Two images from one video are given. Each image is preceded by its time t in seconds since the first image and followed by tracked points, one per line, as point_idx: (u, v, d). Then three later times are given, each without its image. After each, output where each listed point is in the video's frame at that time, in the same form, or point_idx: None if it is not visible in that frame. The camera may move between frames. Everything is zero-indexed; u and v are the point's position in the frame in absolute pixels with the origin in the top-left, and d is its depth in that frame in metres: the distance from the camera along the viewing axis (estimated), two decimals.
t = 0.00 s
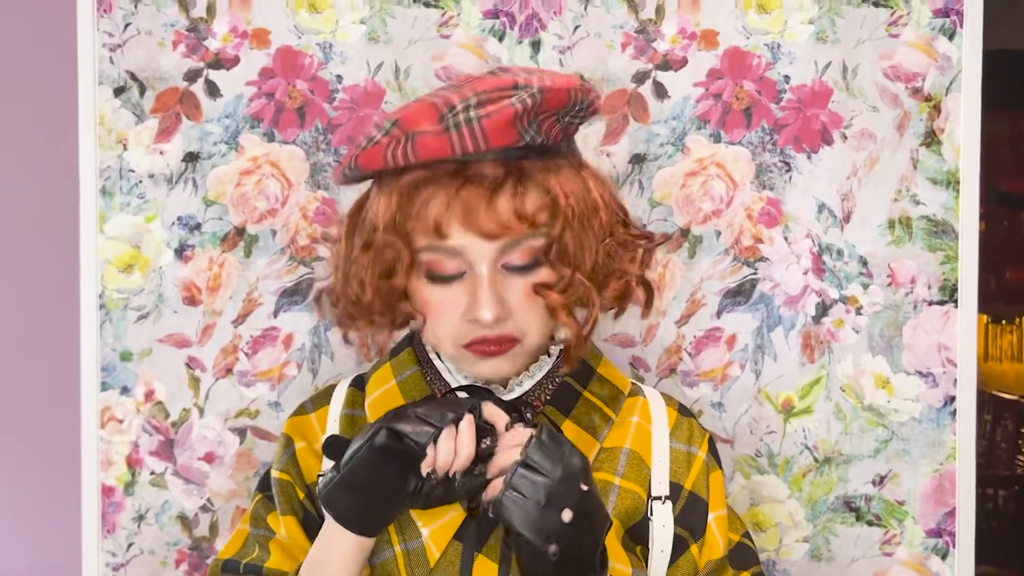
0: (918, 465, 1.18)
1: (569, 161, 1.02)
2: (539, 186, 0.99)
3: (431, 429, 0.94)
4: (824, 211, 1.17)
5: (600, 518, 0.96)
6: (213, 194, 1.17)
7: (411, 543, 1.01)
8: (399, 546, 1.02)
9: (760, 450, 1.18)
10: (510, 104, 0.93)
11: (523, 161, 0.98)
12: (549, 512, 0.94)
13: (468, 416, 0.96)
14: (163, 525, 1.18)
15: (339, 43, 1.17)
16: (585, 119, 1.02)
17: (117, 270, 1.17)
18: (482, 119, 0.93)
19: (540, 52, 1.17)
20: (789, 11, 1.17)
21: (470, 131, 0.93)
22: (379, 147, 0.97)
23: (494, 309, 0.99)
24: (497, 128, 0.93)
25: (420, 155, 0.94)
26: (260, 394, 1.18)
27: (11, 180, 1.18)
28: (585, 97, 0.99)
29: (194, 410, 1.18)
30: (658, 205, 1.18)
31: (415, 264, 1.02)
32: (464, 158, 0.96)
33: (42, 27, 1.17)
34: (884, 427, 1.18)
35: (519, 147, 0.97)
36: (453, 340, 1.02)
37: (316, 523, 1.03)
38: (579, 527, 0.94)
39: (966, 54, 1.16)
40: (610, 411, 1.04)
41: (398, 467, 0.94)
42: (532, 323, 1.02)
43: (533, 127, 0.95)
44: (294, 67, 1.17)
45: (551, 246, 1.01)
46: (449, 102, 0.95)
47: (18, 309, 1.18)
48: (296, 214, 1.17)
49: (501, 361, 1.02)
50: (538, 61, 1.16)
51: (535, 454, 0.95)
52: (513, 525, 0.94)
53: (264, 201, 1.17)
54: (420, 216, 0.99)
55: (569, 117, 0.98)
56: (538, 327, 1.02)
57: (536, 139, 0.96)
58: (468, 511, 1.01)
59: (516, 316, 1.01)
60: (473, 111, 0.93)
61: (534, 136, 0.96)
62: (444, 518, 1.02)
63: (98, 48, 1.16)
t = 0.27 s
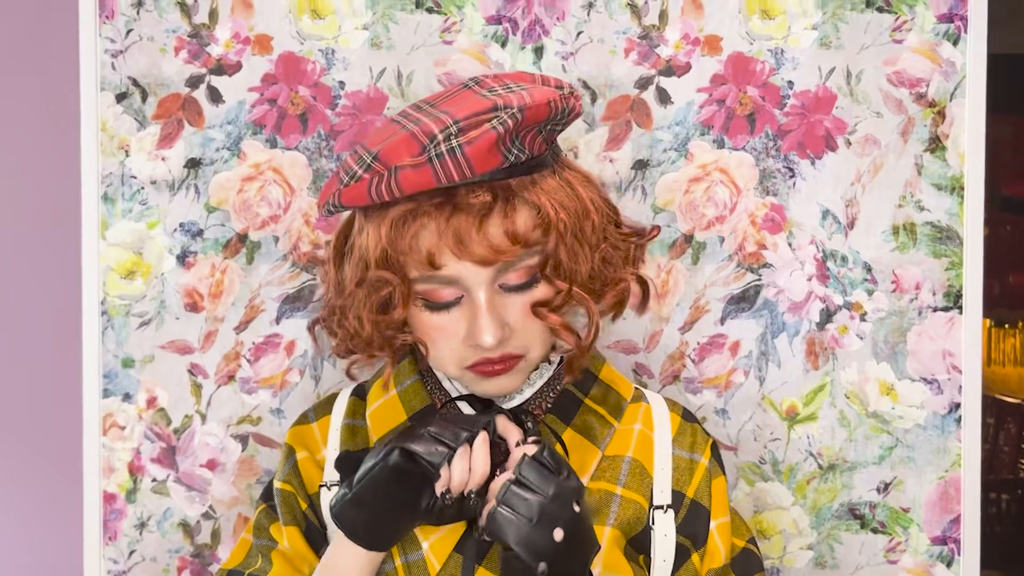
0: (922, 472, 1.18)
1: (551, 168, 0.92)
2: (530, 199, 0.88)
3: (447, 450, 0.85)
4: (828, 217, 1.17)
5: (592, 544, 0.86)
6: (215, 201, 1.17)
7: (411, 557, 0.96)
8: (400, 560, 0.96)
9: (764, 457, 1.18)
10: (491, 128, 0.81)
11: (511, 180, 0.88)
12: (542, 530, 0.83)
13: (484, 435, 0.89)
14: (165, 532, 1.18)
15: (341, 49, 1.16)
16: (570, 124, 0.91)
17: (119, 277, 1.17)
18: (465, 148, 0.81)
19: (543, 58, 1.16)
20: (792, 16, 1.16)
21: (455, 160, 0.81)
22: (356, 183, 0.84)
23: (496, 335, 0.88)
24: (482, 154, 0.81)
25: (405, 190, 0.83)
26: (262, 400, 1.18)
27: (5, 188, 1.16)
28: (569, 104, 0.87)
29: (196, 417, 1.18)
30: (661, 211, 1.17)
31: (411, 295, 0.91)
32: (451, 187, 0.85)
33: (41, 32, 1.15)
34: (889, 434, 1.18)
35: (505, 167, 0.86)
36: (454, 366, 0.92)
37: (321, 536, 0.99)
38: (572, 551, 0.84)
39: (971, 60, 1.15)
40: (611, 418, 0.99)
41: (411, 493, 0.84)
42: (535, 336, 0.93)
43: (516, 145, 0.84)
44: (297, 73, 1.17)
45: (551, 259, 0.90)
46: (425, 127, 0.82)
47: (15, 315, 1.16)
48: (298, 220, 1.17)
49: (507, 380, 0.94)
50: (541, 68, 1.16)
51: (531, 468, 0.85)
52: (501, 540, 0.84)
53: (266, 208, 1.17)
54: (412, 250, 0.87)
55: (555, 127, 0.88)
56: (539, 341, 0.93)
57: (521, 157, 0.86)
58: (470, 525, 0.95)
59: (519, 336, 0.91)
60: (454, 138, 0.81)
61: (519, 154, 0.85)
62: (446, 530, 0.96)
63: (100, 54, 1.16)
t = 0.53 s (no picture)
0: (928, 473, 1.17)
1: (554, 168, 0.91)
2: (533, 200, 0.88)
3: (447, 463, 0.84)
4: (834, 217, 1.17)
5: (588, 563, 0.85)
6: (218, 201, 1.17)
7: (416, 561, 0.95)
8: (405, 565, 0.96)
9: (769, 458, 1.17)
10: (493, 131, 0.81)
11: (514, 182, 0.87)
12: (535, 551, 0.82)
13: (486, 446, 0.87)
14: (168, 533, 1.17)
15: (345, 48, 1.16)
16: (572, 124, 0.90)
17: (121, 277, 1.17)
18: (467, 151, 0.81)
19: (547, 58, 1.16)
20: (797, 16, 1.16)
21: (457, 165, 0.81)
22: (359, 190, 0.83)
23: (502, 337, 0.87)
24: (484, 157, 0.81)
25: (408, 196, 0.82)
26: (266, 401, 1.18)
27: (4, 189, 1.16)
28: (572, 104, 0.87)
29: (199, 418, 1.17)
30: (666, 211, 1.17)
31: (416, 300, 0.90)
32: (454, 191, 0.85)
33: (43, 32, 1.15)
34: (894, 435, 1.17)
35: (507, 170, 0.86)
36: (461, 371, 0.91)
37: (325, 538, 0.99)
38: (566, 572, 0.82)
39: (976, 60, 1.15)
40: (616, 419, 0.99)
41: (412, 504, 0.84)
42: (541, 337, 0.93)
43: (518, 147, 0.84)
44: (300, 73, 1.16)
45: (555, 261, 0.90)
46: (427, 131, 0.82)
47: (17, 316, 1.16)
48: (301, 220, 1.17)
49: (514, 382, 0.93)
50: (545, 67, 1.16)
51: (530, 486, 0.83)
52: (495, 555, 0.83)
53: (269, 208, 1.17)
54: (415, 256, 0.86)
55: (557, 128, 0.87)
56: (545, 343, 0.93)
57: (524, 159, 0.85)
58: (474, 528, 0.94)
59: (525, 339, 0.90)
60: (456, 142, 0.81)
61: (522, 156, 0.85)
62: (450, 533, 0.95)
63: (102, 53, 1.15)
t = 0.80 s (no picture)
0: (932, 474, 1.16)
1: (562, 165, 0.91)
2: (541, 198, 0.87)
3: (445, 474, 0.83)
4: (838, 217, 1.16)
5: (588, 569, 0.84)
6: (219, 201, 1.16)
7: (417, 565, 0.95)
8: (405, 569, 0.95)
9: (773, 459, 1.17)
10: (503, 125, 0.80)
11: (523, 178, 0.86)
12: (538, 559, 0.81)
13: (484, 452, 0.87)
14: (169, 535, 1.17)
15: (347, 48, 1.15)
16: (581, 121, 0.90)
17: (122, 277, 1.16)
18: (476, 144, 0.80)
19: (550, 57, 1.15)
20: (801, 14, 1.15)
21: (466, 157, 0.80)
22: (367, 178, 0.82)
23: (507, 334, 0.87)
24: (494, 150, 0.80)
25: (415, 188, 0.81)
26: (267, 402, 1.17)
27: (5, 188, 1.15)
28: (581, 100, 0.86)
29: (200, 419, 1.17)
30: (669, 211, 1.16)
31: (421, 294, 0.90)
32: (462, 184, 0.84)
33: (43, 31, 1.14)
34: (899, 436, 1.17)
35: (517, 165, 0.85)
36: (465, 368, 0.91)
37: (325, 542, 0.98)
38: None
39: (982, 59, 1.14)
40: (619, 422, 0.98)
41: (409, 515, 0.83)
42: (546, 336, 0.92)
43: (527, 141, 0.83)
44: (302, 72, 1.16)
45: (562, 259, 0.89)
46: (437, 123, 0.80)
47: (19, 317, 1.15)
48: (303, 220, 1.16)
49: (518, 381, 0.93)
50: (548, 67, 1.15)
51: (530, 493, 0.83)
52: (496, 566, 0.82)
53: (271, 208, 1.16)
54: (420, 249, 0.85)
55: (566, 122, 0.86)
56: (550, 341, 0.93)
57: (533, 154, 0.84)
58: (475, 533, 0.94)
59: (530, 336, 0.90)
60: (466, 134, 0.80)
61: (531, 151, 0.84)
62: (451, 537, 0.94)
63: (103, 53, 1.15)
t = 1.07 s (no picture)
0: (934, 476, 1.16)
1: (574, 150, 1.01)
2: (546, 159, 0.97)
3: (444, 530, 0.89)
4: (839, 218, 1.15)
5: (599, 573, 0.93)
6: (217, 202, 1.15)
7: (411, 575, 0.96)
8: None
9: (774, 462, 1.16)
10: (515, 77, 0.93)
11: (529, 139, 0.96)
12: (573, 562, 0.89)
13: (473, 492, 0.92)
14: (166, 538, 1.16)
15: (345, 47, 1.14)
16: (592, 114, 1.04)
17: (118, 279, 1.15)
18: (488, 90, 0.93)
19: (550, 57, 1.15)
20: (802, 15, 1.15)
21: (476, 101, 0.93)
22: (383, 124, 0.96)
23: (502, 284, 0.96)
24: (503, 99, 0.93)
25: (426, 126, 0.94)
26: (264, 405, 1.16)
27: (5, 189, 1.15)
28: (592, 87, 1.00)
29: (197, 422, 1.16)
30: (670, 212, 1.15)
31: (422, 243, 0.98)
32: (471, 129, 0.95)
33: (42, 31, 1.15)
34: (900, 438, 1.16)
35: (526, 125, 0.96)
36: (459, 322, 0.98)
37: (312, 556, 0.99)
38: None
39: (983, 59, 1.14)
40: (618, 429, 1.00)
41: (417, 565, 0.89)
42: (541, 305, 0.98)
43: (538, 105, 0.95)
44: (299, 72, 1.15)
45: (560, 221, 0.98)
46: (456, 76, 0.95)
47: (18, 319, 1.16)
48: (301, 221, 1.15)
49: (511, 347, 0.98)
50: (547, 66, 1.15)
51: (540, 506, 0.92)
52: None
53: (268, 209, 1.15)
54: (425, 187, 0.96)
55: (579, 105, 1.00)
56: (545, 305, 0.98)
57: (541, 118, 0.96)
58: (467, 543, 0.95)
59: (526, 294, 0.97)
60: (480, 81, 0.93)
61: (540, 115, 0.95)
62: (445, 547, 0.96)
63: (99, 53, 1.14)
